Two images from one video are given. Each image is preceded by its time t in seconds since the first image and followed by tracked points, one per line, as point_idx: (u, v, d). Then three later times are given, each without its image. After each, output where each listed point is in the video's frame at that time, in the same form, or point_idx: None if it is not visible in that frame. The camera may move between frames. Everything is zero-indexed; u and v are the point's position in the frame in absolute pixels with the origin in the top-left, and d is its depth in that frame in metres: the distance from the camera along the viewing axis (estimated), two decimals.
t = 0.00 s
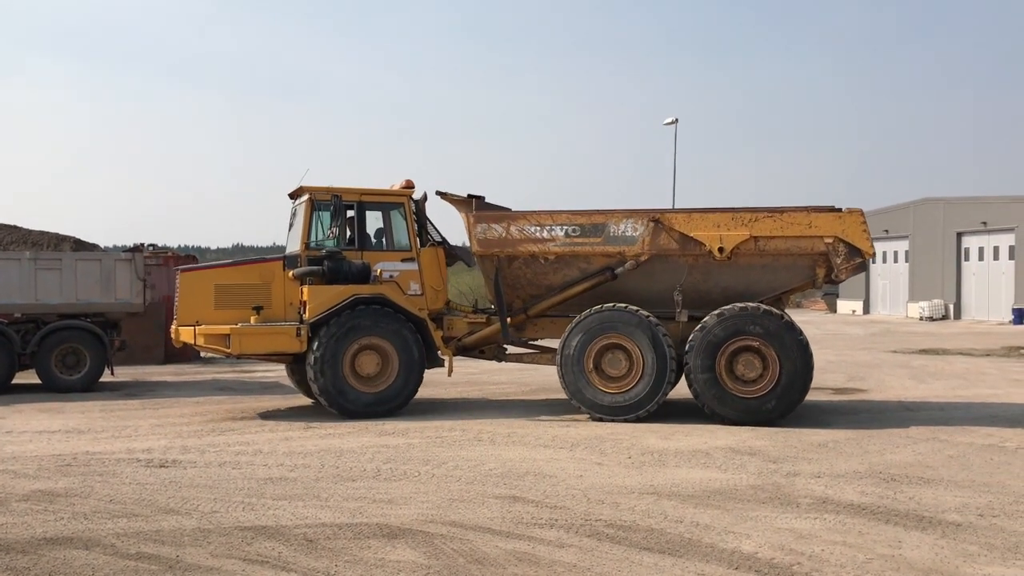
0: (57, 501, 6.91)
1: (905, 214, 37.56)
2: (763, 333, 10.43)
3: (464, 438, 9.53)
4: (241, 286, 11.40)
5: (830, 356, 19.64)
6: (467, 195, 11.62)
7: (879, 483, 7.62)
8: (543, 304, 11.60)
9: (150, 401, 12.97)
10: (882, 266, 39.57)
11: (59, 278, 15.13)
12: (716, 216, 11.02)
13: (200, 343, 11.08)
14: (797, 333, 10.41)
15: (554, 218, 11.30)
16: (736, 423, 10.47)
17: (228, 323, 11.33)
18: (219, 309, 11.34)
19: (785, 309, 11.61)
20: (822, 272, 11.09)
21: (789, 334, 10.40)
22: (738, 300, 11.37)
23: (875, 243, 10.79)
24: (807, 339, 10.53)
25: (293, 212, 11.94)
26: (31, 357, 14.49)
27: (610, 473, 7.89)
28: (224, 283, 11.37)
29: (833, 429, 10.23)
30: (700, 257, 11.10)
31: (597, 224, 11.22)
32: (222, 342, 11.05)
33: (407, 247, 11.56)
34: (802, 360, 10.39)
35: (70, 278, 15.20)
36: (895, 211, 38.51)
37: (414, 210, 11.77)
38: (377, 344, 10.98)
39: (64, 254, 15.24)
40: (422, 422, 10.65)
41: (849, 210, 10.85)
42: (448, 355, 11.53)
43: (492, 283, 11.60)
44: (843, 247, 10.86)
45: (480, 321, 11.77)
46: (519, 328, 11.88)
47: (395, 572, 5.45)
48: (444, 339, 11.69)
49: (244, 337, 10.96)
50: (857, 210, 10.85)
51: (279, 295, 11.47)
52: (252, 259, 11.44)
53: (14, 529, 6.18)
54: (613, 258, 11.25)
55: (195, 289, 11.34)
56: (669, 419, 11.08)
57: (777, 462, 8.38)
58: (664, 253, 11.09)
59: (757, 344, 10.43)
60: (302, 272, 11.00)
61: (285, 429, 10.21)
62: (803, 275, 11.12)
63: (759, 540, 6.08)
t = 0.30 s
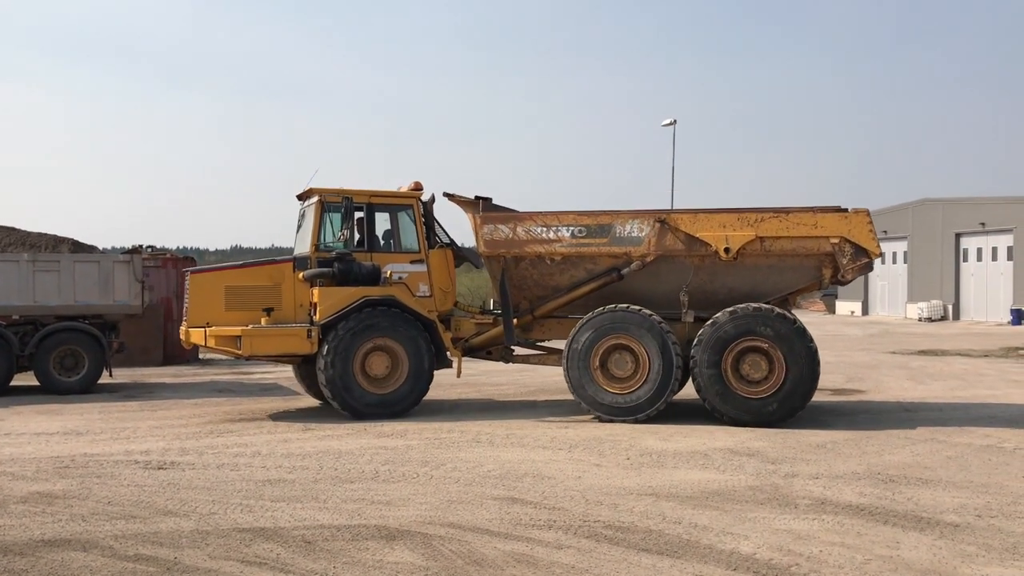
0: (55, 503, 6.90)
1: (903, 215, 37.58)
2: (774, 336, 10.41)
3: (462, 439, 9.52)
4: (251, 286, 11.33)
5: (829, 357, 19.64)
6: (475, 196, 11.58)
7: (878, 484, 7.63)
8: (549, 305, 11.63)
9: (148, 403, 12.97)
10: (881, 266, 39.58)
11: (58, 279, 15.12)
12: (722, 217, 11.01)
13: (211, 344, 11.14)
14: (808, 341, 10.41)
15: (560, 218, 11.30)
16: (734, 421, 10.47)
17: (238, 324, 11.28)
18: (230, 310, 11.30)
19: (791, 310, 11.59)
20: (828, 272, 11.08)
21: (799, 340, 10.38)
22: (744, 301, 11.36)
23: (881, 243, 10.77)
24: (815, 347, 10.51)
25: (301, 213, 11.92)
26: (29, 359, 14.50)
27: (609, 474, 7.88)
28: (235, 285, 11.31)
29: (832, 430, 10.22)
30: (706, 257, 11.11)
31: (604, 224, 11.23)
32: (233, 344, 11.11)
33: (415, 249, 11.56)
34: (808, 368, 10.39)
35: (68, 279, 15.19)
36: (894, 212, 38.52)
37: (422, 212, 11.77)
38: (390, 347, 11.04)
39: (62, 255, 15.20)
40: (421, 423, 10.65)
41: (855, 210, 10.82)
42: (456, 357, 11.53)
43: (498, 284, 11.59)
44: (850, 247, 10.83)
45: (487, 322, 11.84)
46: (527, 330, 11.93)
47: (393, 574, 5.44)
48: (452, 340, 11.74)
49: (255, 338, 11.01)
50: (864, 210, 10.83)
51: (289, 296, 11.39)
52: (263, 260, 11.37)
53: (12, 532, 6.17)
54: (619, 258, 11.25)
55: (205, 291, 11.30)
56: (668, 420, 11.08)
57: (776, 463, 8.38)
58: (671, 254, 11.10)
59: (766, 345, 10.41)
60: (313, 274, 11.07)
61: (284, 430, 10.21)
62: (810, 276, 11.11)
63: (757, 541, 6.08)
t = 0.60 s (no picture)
0: (49, 504, 6.89)
1: (898, 214, 37.66)
2: (781, 338, 10.38)
3: (457, 439, 9.52)
4: (257, 287, 11.34)
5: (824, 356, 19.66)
6: (477, 197, 11.62)
7: (872, 482, 7.64)
8: (552, 305, 11.65)
9: (143, 404, 12.95)
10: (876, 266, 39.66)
11: (51, 279, 15.08)
12: (724, 216, 10.99)
13: (217, 345, 11.12)
14: (814, 349, 10.38)
15: (562, 218, 11.31)
16: (729, 417, 10.50)
17: (244, 324, 11.29)
18: (235, 311, 11.30)
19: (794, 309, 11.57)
20: (831, 272, 11.05)
21: (806, 346, 10.36)
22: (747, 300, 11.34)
23: (884, 242, 10.73)
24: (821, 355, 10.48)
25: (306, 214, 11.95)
26: (23, 360, 14.47)
27: (604, 474, 7.89)
28: (240, 285, 11.31)
29: (828, 429, 10.23)
30: (708, 257, 11.11)
31: (606, 224, 11.23)
32: (239, 344, 11.08)
33: (419, 250, 11.59)
34: (810, 376, 10.36)
35: (62, 280, 15.16)
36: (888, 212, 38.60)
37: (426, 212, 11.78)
38: (398, 349, 11.04)
39: (55, 256, 15.19)
40: (416, 423, 10.64)
41: (858, 209, 10.78)
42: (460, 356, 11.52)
43: (501, 283, 11.60)
44: (852, 246, 10.80)
45: (491, 321, 11.85)
46: (530, 329, 11.96)
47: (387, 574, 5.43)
48: (456, 339, 11.73)
49: (261, 339, 11.01)
50: (866, 209, 10.79)
51: (295, 297, 11.41)
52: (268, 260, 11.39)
53: (6, 533, 6.16)
54: (621, 258, 11.24)
55: (210, 292, 11.29)
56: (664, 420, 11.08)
57: (770, 462, 8.39)
58: (672, 254, 11.10)
59: (772, 347, 10.39)
60: (318, 274, 11.13)
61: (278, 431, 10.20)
62: (813, 275, 11.09)
63: (752, 540, 6.08)
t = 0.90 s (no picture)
0: (41, 505, 6.87)
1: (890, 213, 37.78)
2: (786, 341, 10.38)
3: (450, 438, 9.51)
4: (259, 287, 11.38)
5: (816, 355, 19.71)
6: (479, 197, 11.66)
7: (864, 480, 7.67)
8: (553, 305, 11.65)
9: (135, 404, 12.93)
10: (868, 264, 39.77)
11: (43, 280, 15.03)
12: (724, 216, 11.01)
13: (220, 344, 11.14)
14: (818, 356, 10.40)
15: (563, 218, 11.33)
16: (722, 412, 10.54)
17: (246, 324, 11.30)
18: (237, 311, 11.31)
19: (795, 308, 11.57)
20: (831, 271, 11.05)
21: (811, 350, 10.38)
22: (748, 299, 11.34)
23: (885, 241, 10.73)
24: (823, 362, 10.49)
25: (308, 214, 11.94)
26: (15, 361, 14.44)
27: (596, 472, 7.89)
28: (242, 285, 11.33)
29: (821, 427, 10.26)
30: (709, 256, 11.12)
31: (607, 223, 11.24)
32: (242, 344, 11.09)
33: (421, 249, 11.59)
34: (810, 382, 10.37)
35: (54, 280, 15.11)
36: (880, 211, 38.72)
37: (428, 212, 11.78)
38: (402, 351, 11.04)
39: (47, 256, 15.13)
40: (408, 423, 10.64)
41: (859, 208, 10.78)
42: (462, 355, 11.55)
43: (502, 283, 11.60)
44: (853, 245, 10.80)
45: (493, 320, 11.84)
46: (532, 328, 11.95)
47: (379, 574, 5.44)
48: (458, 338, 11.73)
49: (264, 338, 11.02)
50: (867, 208, 10.79)
51: (297, 297, 11.44)
52: (270, 260, 11.44)
53: None
54: (622, 257, 11.26)
55: (212, 292, 11.32)
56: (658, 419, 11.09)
57: (763, 460, 8.41)
58: (673, 253, 11.12)
59: (775, 348, 10.39)
60: (320, 274, 11.08)
61: (270, 431, 10.18)
62: (814, 274, 11.08)
63: (744, 538, 6.10)
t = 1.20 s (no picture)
0: (31, 505, 6.84)
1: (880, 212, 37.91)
2: (789, 342, 10.39)
3: (441, 438, 9.51)
4: (260, 286, 11.36)
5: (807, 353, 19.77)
6: (478, 196, 11.68)
7: (854, 478, 7.69)
8: (553, 305, 11.68)
9: (126, 404, 12.89)
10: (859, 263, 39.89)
11: (32, 280, 14.96)
12: (724, 214, 11.00)
13: (221, 344, 11.12)
14: (818, 362, 10.42)
15: (563, 217, 11.33)
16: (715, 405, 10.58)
17: (247, 324, 11.29)
18: (238, 311, 11.30)
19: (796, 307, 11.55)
20: (832, 269, 11.02)
21: (813, 356, 10.39)
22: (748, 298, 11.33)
23: (885, 239, 10.68)
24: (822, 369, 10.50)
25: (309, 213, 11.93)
26: (4, 361, 14.38)
27: (588, 471, 7.91)
28: (243, 285, 11.31)
29: (812, 426, 10.28)
30: (709, 255, 11.12)
31: (606, 223, 11.24)
32: (243, 344, 11.07)
33: (421, 249, 11.58)
34: (807, 386, 10.37)
35: (43, 280, 15.04)
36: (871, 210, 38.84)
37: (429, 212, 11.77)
38: (405, 351, 11.05)
39: (36, 256, 15.08)
40: (399, 422, 10.63)
41: (859, 206, 10.72)
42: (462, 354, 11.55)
43: (503, 282, 11.63)
44: (853, 243, 10.74)
45: (493, 319, 11.83)
46: (532, 327, 11.97)
47: (370, 573, 5.43)
48: (458, 338, 11.72)
49: (265, 338, 11.00)
50: (868, 205, 10.72)
51: (298, 296, 11.43)
52: (270, 259, 11.43)
53: None
54: (622, 256, 11.27)
55: (214, 292, 11.30)
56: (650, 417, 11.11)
57: (754, 459, 8.43)
58: (673, 252, 11.13)
59: (777, 348, 10.41)
60: (321, 274, 11.05)
61: (260, 431, 10.17)
62: (814, 273, 11.06)
63: (735, 536, 6.11)
